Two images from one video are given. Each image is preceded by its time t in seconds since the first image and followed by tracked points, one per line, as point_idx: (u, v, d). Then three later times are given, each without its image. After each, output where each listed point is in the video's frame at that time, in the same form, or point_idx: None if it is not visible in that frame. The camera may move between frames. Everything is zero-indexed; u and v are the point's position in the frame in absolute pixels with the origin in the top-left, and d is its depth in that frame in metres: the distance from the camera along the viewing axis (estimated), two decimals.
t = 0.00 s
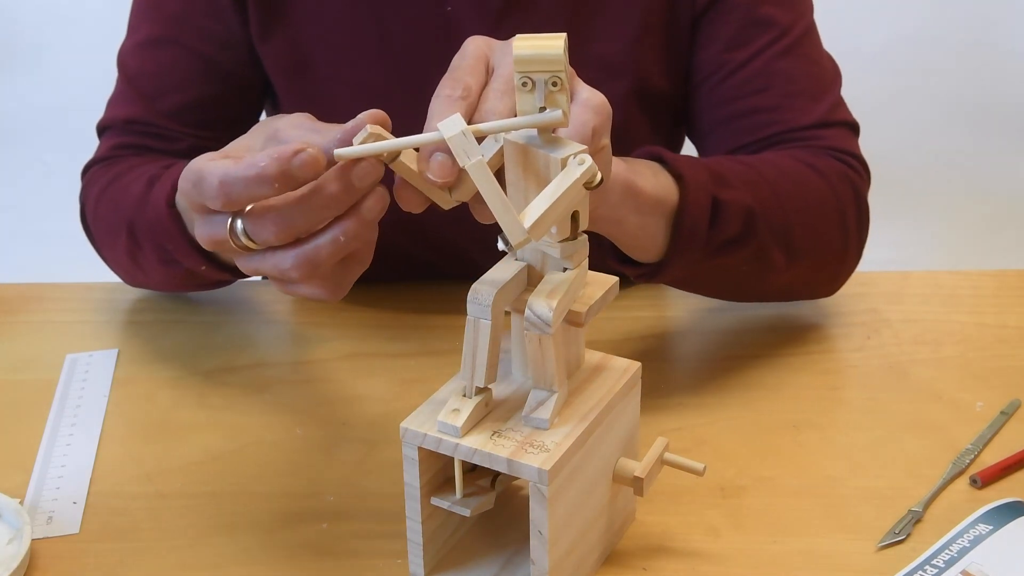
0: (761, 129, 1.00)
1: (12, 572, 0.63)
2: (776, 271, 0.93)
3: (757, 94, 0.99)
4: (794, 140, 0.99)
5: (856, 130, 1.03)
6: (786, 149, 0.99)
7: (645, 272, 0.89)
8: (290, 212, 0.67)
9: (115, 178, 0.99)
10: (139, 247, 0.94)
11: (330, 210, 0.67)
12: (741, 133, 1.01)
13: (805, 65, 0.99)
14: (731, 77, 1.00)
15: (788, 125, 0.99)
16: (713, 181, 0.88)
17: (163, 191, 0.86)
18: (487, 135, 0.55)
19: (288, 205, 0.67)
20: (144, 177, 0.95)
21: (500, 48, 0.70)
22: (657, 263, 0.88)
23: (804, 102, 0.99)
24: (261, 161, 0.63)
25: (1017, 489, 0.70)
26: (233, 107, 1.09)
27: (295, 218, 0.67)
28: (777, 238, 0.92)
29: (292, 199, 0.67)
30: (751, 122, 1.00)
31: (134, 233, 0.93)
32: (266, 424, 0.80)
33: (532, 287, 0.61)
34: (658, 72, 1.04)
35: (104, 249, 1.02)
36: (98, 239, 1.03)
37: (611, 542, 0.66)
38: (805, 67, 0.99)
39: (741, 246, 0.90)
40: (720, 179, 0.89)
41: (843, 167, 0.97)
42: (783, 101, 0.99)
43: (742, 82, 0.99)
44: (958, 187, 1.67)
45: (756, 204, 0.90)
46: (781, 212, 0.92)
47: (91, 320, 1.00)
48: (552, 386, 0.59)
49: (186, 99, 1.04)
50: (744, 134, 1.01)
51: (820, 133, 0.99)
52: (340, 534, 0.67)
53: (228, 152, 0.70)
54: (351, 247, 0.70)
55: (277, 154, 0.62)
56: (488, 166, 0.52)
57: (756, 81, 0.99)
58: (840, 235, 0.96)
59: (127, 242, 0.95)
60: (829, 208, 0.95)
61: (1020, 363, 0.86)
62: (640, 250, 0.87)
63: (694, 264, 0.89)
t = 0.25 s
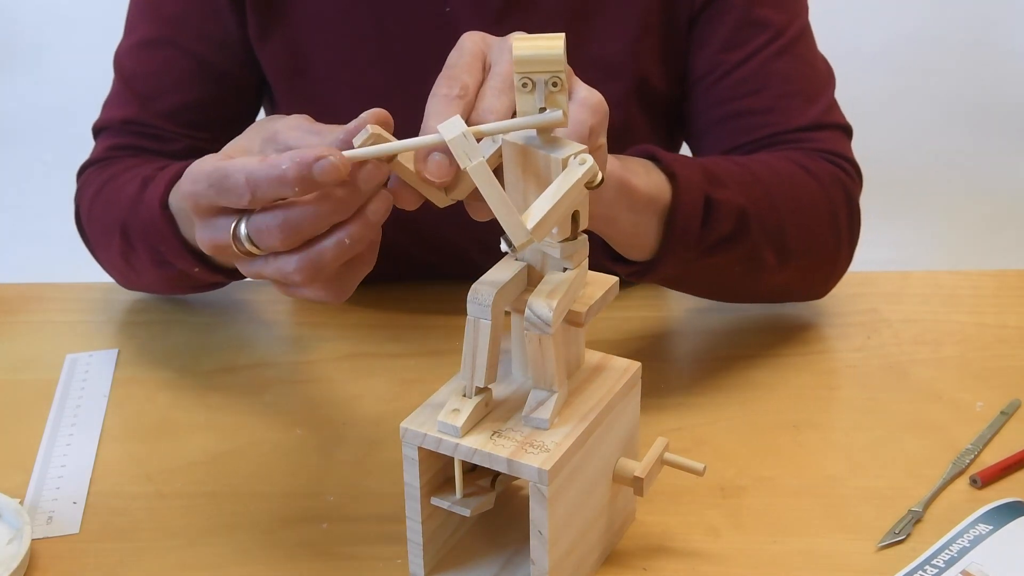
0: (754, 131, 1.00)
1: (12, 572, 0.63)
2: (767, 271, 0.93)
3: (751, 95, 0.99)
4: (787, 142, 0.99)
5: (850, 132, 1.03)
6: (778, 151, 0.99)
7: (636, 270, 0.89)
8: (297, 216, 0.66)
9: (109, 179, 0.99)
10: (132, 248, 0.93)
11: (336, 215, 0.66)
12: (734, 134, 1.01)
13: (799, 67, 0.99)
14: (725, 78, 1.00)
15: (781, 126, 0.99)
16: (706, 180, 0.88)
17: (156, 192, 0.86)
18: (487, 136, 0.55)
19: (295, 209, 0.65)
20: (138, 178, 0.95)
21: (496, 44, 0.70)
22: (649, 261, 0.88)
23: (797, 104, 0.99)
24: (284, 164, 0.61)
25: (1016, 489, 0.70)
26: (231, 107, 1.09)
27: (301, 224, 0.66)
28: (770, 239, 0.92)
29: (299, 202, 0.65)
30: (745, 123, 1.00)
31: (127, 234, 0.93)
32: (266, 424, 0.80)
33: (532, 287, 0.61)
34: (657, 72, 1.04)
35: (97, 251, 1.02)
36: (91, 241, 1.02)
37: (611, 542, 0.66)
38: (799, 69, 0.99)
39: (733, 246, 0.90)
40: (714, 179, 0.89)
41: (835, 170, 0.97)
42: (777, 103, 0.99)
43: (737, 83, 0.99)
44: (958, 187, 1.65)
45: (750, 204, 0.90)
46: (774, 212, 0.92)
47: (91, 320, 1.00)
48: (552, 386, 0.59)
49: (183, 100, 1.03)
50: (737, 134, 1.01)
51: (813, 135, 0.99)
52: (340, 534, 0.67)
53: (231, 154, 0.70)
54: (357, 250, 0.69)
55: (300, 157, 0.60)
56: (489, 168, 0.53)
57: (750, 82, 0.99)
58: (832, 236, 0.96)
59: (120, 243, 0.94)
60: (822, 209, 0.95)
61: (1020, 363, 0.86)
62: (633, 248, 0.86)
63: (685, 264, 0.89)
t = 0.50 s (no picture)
0: (748, 132, 1.00)
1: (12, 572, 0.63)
2: (759, 273, 0.92)
3: (745, 97, 0.99)
4: (780, 144, 0.99)
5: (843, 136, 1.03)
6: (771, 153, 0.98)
7: (629, 269, 0.88)
8: (295, 225, 0.65)
9: (106, 183, 0.98)
10: (128, 253, 0.93)
11: (334, 226, 0.65)
12: (727, 136, 1.01)
13: (794, 69, 0.98)
14: (719, 80, 1.00)
15: (775, 128, 0.99)
16: (700, 180, 0.88)
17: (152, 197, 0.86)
18: (484, 138, 0.55)
19: (293, 218, 0.65)
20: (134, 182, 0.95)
21: (493, 43, 0.69)
22: (642, 258, 0.87)
23: (790, 106, 0.99)
24: (288, 167, 0.60)
25: (1016, 489, 0.70)
26: (229, 109, 1.09)
27: (299, 233, 0.65)
28: (761, 241, 0.92)
29: (297, 212, 0.65)
30: (738, 126, 1.00)
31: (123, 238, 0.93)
32: (265, 424, 0.80)
33: (532, 287, 0.61)
34: (655, 74, 1.04)
35: (93, 255, 1.02)
36: (89, 245, 1.02)
37: (611, 542, 0.66)
38: (793, 71, 0.98)
39: (727, 246, 0.90)
40: (708, 179, 0.89)
41: (827, 174, 0.97)
42: (770, 105, 0.98)
43: (730, 85, 0.99)
44: (959, 187, 1.65)
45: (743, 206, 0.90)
46: (766, 213, 0.92)
47: (90, 320, 1.00)
48: (551, 386, 0.59)
49: (181, 103, 1.03)
50: (730, 136, 1.01)
51: (806, 137, 0.99)
52: (340, 534, 0.67)
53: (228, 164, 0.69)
54: (354, 259, 0.69)
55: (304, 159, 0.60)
56: (487, 170, 0.53)
57: (744, 84, 0.99)
58: (824, 240, 0.96)
59: (116, 247, 0.94)
60: (814, 212, 0.95)
61: (1020, 363, 0.86)
62: (626, 246, 0.86)
63: (678, 263, 0.88)
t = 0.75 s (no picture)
0: (742, 134, 0.99)
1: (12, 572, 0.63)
2: (750, 275, 0.92)
3: (739, 100, 0.99)
4: (773, 147, 0.99)
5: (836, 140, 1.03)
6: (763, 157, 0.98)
7: (623, 269, 0.88)
8: (301, 228, 0.65)
9: (105, 187, 0.98)
10: (128, 256, 0.93)
11: (340, 228, 0.65)
12: (721, 138, 1.01)
13: (788, 73, 0.98)
14: (714, 82, 1.00)
15: (767, 132, 0.99)
16: (694, 180, 0.88)
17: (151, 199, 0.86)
18: (485, 138, 0.55)
19: (298, 221, 0.65)
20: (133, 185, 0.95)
21: (494, 40, 0.69)
22: (635, 258, 0.87)
23: (784, 110, 0.98)
24: (289, 169, 0.60)
25: (1016, 489, 0.70)
26: (229, 110, 1.09)
27: (306, 236, 0.65)
28: (752, 243, 0.92)
29: (302, 215, 0.65)
30: (731, 129, 1.00)
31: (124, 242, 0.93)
32: (265, 424, 0.80)
33: (532, 287, 0.61)
34: (653, 75, 1.04)
35: (93, 259, 1.02)
36: (89, 249, 1.02)
37: (611, 542, 0.66)
38: (788, 75, 0.98)
39: (717, 247, 0.90)
40: (701, 179, 0.89)
41: (820, 179, 0.97)
42: (763, 109, 0.98)
43: (725, 87, 0.99)
44: (959, 187, 1.65)
45: (735, 208, 0.90)
46: (757, 216, 0.92)
47: (90, 320, 1.00)
48: (551, 386, 0.59)
49: (180, 106, 1.03)
50: (723, 139, 1.01)
51: (799, 141, 0.99)
52: (340, 534, 0.67)
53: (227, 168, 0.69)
54: (360, 261, 0.69)
55: (305, 160, 0.59)
56: (488, 170, 0.52)
57: (739, 86, 0.98)
58: (814, 242, 0.96)
59: (116, 250, 0.94)
60: (804, 215, 0.96)
61: (1020, 363, 0.86)
62: (620, 245, 0.86)
63: (672, 264, 0.88)
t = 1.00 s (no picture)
0: (736, 137, 1.00)
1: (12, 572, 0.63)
2: (743, 277, 0.92)
3: (734, 102, 0.99)
4: (768, 150, 0.99)
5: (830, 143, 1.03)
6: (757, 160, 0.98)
7: (618, 268, 0.88)
8: (309, 230, 0.65)
9: (106, 191, 0.99)
10: (129, 260, 0.93)
11: (349, 230, 0.65)
12: (715, 140, 1.01)
13: (783, 76, 0.98)
14: (709, 84, 1.00)
15: (762, 134, 0.99)
16: (690, 182, 0.88)
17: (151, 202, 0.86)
18: (485, 138, 0.55)
19: (306, 223, 0.65)
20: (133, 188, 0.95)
21: (493, 39, 0.69)
22: (630, 258, 0.87)
23: (778, 112, 0.98)
24: (293, 172, 0.60)
25: (1016, 489, 0.70)
26: (229, 112, 1.09)
27: (314, 239, 0.65)
28: (746, 246, 0.92)
29: (309, 218, 0.65)
30: (726, 131, 1.00)
31: (124, 245, 0.93)
32: (265, 425, 0.80)
33: (531, 287, 0.61)
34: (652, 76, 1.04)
35: (94, 263, 1.02)
36: (90, 253, 1.02)
37: (611, 542, 0.66)
38: (783, 78, 0.98)
39: (712, 249, 0.90)
40: (697, 181, 0.89)
41: (814, 183, 0.97)
42: (758, 111, 0.98)
43: (720, 89, 0.99)
44: (959, 187, 1.65)
45: (729, 209, 0.90)
46: (751, 219, 0.92)
47: (90, 320, 0.99)
48: (551, 386, 0.59)
49: (179, 108, 1.03)
50: (717, 140, 1.01)
51: (793, 144, 0.99)
52: (340, 534, 0.67)
53: (229, 172, 0.69)
54: (370, 261, 0.69)
55: (309, 162, 0.59)
56: (488, 169, 0.52)
57: (734, 89, 0.98)
58: (808, 245, 0.97)
59: (117, 254, 0.94)
60: (798, 218, 0.96)
61: (1020, 363, 0.86)
62: (615, 245, 0.86)
63: (667, 264, 0.88)
